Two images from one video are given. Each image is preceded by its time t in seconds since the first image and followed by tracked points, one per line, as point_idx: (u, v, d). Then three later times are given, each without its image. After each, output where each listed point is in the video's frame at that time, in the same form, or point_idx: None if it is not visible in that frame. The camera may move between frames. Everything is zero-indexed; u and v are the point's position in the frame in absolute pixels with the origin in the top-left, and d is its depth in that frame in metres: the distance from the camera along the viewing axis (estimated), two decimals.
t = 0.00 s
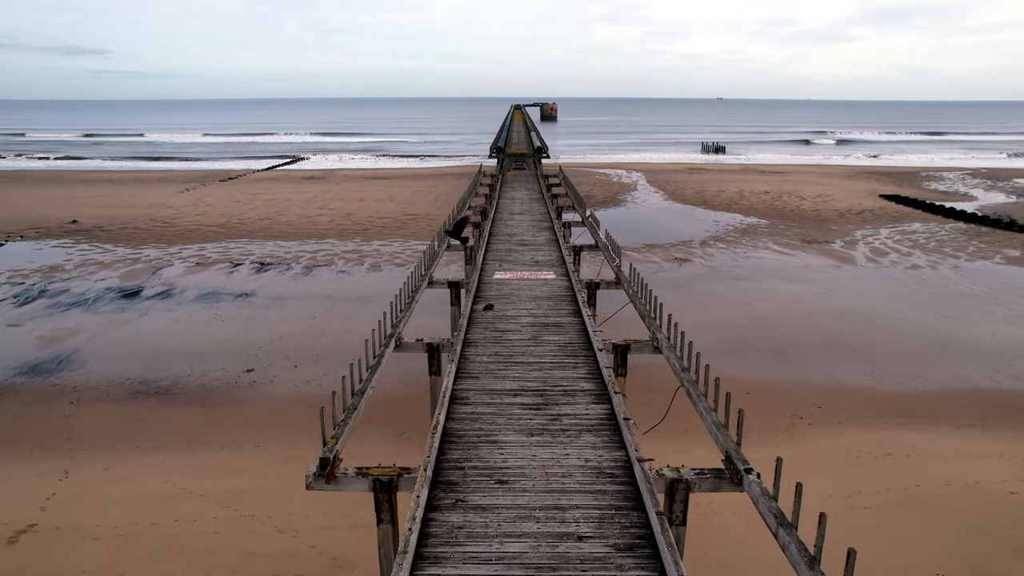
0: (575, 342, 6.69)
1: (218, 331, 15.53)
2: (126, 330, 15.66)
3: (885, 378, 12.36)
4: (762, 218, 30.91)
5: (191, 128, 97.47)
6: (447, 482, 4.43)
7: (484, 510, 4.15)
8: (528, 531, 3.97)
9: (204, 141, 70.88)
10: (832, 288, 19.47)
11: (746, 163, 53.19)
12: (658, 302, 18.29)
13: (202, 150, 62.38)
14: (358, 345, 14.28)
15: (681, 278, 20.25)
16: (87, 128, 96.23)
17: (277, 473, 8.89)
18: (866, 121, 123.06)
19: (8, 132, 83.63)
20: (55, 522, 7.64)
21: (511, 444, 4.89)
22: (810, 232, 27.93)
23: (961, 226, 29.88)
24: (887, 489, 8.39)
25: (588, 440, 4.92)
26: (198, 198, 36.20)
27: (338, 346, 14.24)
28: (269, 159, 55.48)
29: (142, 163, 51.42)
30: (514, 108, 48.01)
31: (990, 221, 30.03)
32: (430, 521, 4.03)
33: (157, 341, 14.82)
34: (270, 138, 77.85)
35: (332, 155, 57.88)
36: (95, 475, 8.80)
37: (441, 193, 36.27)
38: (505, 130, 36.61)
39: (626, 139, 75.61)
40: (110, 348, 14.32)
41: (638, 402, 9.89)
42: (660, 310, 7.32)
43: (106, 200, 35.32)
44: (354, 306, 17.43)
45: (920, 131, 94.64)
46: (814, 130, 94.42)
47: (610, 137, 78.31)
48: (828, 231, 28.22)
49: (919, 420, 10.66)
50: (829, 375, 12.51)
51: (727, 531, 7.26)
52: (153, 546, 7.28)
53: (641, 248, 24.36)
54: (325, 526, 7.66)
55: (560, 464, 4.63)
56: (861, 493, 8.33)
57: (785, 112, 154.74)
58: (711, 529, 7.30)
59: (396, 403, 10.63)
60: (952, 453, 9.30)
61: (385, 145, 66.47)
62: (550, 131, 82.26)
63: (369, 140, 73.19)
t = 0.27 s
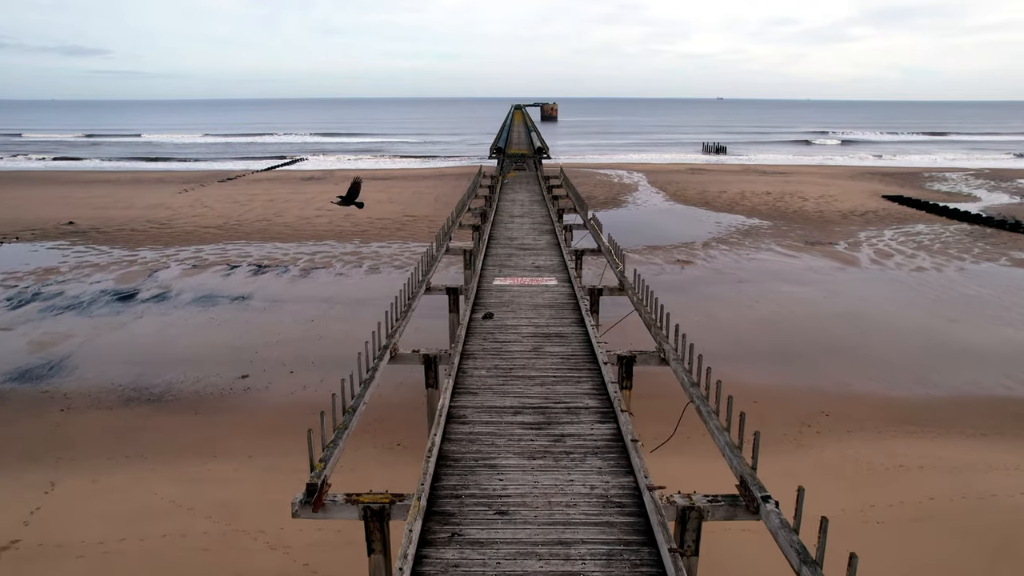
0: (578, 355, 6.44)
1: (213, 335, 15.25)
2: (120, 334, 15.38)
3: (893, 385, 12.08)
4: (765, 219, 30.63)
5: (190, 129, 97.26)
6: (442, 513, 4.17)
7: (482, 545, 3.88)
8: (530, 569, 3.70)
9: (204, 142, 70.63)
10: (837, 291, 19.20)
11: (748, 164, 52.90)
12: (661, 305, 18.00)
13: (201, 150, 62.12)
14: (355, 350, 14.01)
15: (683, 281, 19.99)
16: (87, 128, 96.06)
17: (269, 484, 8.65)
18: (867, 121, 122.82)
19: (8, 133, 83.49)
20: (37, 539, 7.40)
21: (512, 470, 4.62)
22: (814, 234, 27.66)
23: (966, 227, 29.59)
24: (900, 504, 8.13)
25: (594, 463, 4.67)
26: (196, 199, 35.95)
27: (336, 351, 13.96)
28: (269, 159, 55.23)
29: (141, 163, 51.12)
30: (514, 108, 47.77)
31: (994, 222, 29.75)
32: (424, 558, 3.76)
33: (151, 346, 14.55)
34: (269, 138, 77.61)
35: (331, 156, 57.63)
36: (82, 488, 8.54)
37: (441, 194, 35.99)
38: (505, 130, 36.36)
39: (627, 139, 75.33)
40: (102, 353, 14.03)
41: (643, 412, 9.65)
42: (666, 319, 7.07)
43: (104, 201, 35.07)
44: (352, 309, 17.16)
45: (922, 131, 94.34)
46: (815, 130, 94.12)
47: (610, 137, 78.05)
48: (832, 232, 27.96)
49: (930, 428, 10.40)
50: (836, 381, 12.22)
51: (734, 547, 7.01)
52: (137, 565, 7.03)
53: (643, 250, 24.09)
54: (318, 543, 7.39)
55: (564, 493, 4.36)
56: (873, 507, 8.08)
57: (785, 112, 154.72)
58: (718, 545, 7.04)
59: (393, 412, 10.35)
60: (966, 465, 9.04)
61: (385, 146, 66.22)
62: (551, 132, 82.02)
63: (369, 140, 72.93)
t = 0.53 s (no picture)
0: (581, 370, 6.21)
1: (208, 339, 14.98)
2: (113, 339, 15.11)
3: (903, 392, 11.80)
4: (767, 220, 30.36)
5: (190, 129, 97.06)
6: (436, 548, 3.91)
7: None
8: None
9: (204, 142, 70.38)
10: (842, 294, 18.93)
11: (749, 164, 52.63)
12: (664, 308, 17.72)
13: (201, 151, 61.89)
14: (352, 355, 13.74)
15: (686, 283, 19.72)
16: (86, 128, 95.92)
17: (262, 497, 8.36)
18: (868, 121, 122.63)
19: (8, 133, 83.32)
20: (19, 556, 7.17)
21: (512, 498, 4.36)
22: (817, 235, 27.38)
23: (970, 228, 29.32)
24: (914, 519, 7.85)
25: (600, 491, 4.43)
26: (194, 200, 35.69)
27: (333, 356, 13.70)
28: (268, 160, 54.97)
29: (139, 164, 50.80)
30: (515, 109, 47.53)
31: (999, 223, 29.49)
32: None
33: (144, 350, 14.26)
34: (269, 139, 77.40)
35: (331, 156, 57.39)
36: (68, 501, 8.28)
37: (441, 195, 35.72)
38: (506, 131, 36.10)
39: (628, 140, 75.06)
40: (94, 358, 13.75)
41: (648, 424, 9.40)
42: (673, 329, 6.80)
43: (102, 202, 34.83)
44: (349, 313, 16.89)
45: (923, 131, 94.08)
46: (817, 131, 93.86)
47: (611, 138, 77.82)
48: (835, 234, 27.69)
49: (942, 437, 10.12)
50: (844, 388, 11.94)
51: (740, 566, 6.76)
52: None
53: (645, 252, 23.81)
54: (310, 560, 7.12)
55: (568, 525, 4.10)
56: (886, 522, 7.81)
57: (785, 112, 154.68)
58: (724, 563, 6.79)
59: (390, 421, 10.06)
60: (980, 477, 8.77)
61: (385, 146, 65.96)
62: (551, 132, 81.79)
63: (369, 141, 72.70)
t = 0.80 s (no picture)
0: (585, 386, 5.99)
1: (203, 344, 14.72)
2: (106, 343, 14.85)
3: (912, 399, 11.52)
4: (770, 221, 30.10)
5: (190, 129, 96.85)
6: None
7: None
8: None
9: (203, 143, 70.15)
10: (847, 297, 18.66)
11: (751, 165, 52.37)
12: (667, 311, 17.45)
13: (200, 151, 61.67)
14: (349, 361, 13.47)
15: (689, 286, 19.44)
16: (86, 129, 95.72)
17: (253, 512, 8.10)
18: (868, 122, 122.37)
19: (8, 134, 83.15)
20: None
21: (513, 531, 4.11)
22: (820, 237, 27.12)
23: (975, 230, 29.03)
24: (928, 535, 7.57)
25: (607, 522, 4.19)
26: (192, 201, 35.45)
27: (330, 361, 13.44)
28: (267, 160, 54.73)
29: (137, 164, 50.53)
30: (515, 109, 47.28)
31: (1003, 225, 29.22)
32: None
33: (138, 356, 14.01)
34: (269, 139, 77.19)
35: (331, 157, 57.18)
36: (52, 515, 8.03)
37: (441, 195, 35.45)
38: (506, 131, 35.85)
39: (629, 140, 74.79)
40: (86, 364, 13.49)
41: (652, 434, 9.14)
42: (680, 339, 6.56)
43: (99, 203, 34.60)
44: (347, 317, 16.61)
45: (925, 131, 93.83)
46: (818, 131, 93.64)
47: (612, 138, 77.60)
48: (839, 235, 27.42)
49: (953, 447, 9.85)
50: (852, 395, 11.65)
51: None
52: None
53: (646, 254, 23.55)
54: None
55: (573, 561, 3.85)
56: (899, 538, 7.53)
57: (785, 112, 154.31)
58: None
59: (386, 430, 9.77)
60: (995, 490, 8.48)
61: (385, 147, 65.70)
62: (552, 132, 81.55)
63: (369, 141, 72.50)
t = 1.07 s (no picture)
0: (590, 404, 5.74)
1: (198, 349, 14.46)
2: (100, 348, 14.60)
3: (921, 406, 11.25)
4: (773, 222, 29.85)
5: (189, 130, 96.65)
6: None
7: None
8: None
9: (202, 143, 69.90)
10: (851, 299, 18.40)
11: (752, 165, 52.13)
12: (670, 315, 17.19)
13: (200, 151, 61.44)
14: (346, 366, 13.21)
15: (691, 289, 19.19)
16: (85, 129, 95.53)
17: (246, 526, 7.84)
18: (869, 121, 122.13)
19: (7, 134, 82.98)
20: None
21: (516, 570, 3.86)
22: (824, 238, 26.87)
23: (979, 231, 28.78)
24: (943, 552, 7.30)
25: (616, 558, 3.93)
26: (191, 201, 35.21)
27: (327, 367, 13.18)
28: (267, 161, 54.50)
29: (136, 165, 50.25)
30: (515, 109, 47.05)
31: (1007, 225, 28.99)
32: None
33: (132, 361, 13.77)
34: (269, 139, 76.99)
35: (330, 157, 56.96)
36: (39, 530, 7.78)
37: (441, 196, 35.20)
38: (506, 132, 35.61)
39: (630, 141, 74.55)
40: (78, 370, 13.24)
41: (657, 446, 8.87)
42: (688, 351, 6.31)
43: (97, 204, 34.38)
44: (345, 320, 16.36)
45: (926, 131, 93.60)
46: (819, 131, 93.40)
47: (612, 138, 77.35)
48: (842, 237, 27.17)
49: (965, 457, 9.58)
50: (860, 402, 11.38)
51: None
52: None
53: (648, 256, 23.29)
54: None
55: None
56: (914, 555, 7.26)
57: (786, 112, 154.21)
58: None
59: (382, 440, 9.51)
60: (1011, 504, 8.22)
61: (385, 147, 65.46)
62: (552, 132, 81.31)
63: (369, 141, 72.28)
